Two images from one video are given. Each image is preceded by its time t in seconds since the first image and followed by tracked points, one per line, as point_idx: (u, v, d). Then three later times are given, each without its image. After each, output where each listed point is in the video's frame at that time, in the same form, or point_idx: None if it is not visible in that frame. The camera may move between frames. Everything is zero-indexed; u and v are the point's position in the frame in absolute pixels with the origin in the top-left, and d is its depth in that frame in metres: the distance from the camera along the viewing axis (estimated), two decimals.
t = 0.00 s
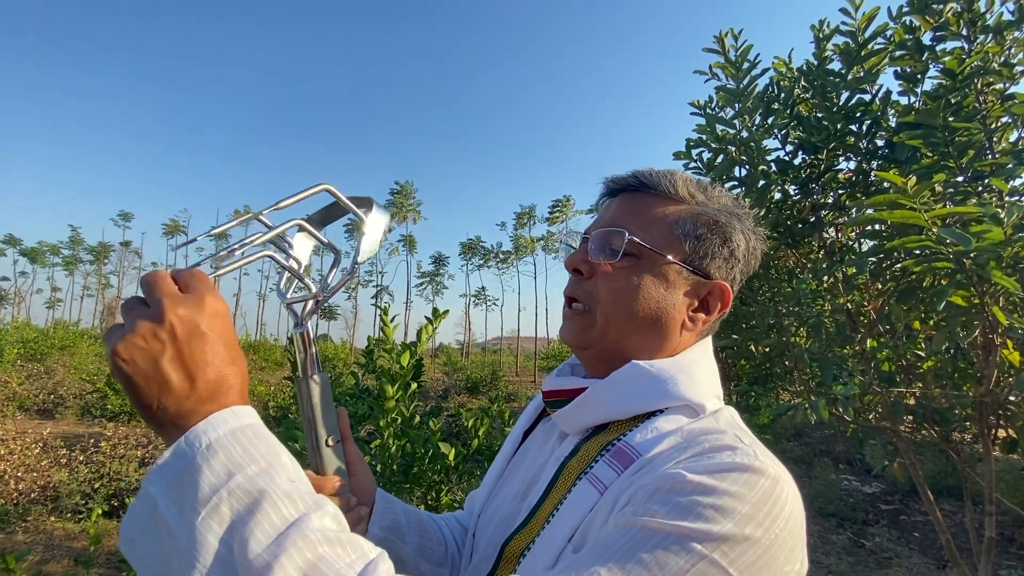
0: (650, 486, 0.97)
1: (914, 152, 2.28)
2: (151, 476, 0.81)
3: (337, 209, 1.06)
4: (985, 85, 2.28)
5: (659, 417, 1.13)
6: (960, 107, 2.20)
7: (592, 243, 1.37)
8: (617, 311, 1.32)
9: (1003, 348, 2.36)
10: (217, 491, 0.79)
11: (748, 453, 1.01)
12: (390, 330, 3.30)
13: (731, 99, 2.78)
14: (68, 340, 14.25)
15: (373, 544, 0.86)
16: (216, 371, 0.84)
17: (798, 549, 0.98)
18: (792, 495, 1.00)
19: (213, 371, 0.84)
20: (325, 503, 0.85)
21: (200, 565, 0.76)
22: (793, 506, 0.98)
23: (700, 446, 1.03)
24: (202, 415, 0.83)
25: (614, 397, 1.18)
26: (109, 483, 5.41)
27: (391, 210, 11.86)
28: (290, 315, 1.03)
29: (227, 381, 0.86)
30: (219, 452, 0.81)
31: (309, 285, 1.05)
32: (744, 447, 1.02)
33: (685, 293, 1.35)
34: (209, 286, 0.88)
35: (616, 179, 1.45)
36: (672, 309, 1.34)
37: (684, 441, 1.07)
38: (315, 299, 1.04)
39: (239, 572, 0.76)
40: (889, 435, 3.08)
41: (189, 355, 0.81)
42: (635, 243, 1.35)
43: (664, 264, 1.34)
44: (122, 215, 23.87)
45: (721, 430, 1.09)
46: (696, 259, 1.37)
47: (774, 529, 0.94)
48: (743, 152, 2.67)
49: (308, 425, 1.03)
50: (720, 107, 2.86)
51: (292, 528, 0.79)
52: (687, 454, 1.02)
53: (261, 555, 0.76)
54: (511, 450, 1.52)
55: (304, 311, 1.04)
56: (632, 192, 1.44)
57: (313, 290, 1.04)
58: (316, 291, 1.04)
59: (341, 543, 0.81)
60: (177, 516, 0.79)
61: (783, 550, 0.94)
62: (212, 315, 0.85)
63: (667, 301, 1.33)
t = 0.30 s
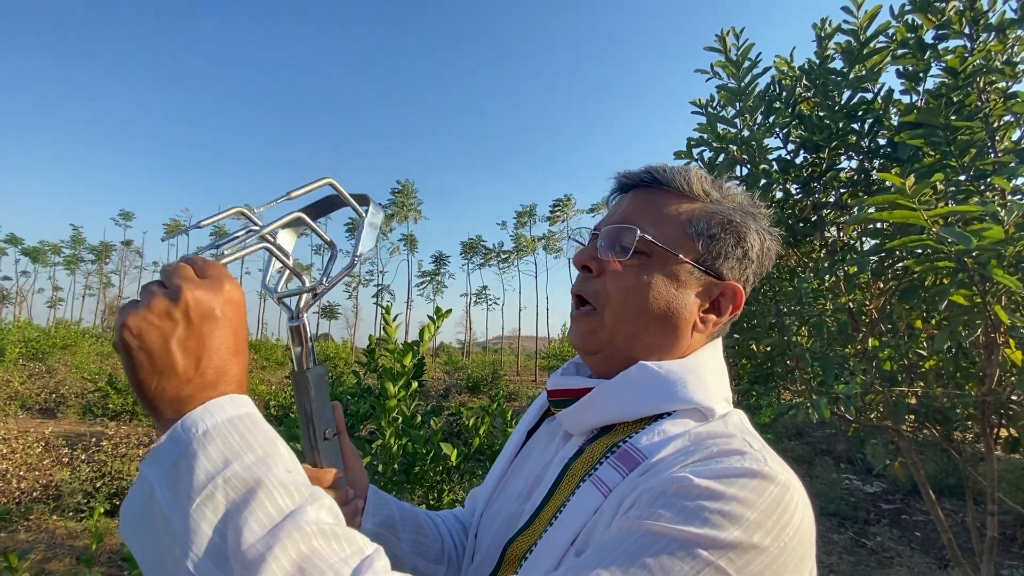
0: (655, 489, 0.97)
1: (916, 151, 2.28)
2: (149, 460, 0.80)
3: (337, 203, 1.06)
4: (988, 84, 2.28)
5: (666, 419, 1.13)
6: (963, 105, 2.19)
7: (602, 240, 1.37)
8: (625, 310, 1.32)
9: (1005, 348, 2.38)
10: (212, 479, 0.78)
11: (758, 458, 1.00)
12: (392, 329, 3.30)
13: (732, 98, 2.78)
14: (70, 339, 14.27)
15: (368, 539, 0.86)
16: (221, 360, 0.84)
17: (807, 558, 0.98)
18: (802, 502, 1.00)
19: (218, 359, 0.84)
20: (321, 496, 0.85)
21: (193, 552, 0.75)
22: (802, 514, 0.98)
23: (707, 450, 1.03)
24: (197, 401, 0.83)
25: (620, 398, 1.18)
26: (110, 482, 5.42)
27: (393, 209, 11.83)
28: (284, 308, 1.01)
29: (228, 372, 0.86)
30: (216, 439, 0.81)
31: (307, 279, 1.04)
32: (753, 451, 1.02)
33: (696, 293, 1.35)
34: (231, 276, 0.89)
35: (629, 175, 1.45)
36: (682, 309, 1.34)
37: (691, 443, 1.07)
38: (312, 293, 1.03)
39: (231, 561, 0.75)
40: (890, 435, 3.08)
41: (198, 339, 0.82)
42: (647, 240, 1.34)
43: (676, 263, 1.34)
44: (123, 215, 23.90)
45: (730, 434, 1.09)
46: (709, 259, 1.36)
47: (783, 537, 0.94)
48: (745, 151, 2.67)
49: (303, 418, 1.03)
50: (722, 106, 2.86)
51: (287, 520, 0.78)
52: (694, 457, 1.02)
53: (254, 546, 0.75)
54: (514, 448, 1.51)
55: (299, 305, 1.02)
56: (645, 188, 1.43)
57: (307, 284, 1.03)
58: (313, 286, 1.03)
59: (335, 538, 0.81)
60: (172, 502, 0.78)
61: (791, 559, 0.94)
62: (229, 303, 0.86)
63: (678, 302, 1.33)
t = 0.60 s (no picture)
0: (649, 489, 0.97)
1: (916, 149, 2.29)
2: (130, 458, 0.79)
3: (330, 200, 1.06)
4: (989, 82, 2.28)
5: (663, 417, 1.13)
6: (963, 104, 2.18)
7: (597, 236, 1.37)
8: (621, 307, 1.32)
9: (1007, 346, 2.32)
10: (195, 479, 0.78)
11: (756, 457, 1.00)
12: (393, 328, 3.30)
13: (732, 97, 2.78)
14: (72, 339, 14.28)
15: (353, 543, 0.86)
16: (213, 360, 0.85)
17: (806, 559, 0.98)
18: (801, 501, 1.00)
19: (210, 359, 0.85)
20: (306, 499, 0.85)
21: (174, 553, 0.75)
22: (801, 513, 0.98)
23: (702, 449, 1.03)
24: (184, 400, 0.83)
25: (616, 396, 1.18)
26: (112, 481, 5.43)
27: (394, 208, 11.81)
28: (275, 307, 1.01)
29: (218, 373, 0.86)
30: (199, 439, 0.80)
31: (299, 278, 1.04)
32: (751, 450, 1.02)
33: (693, 289, 1.35)
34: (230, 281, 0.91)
35: (624, 169, 1.45)
36: (679, 306, 1.34)
37: (688, 442, 1.07)
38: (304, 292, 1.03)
39: (214, 563, 0.75)
40: (891, 433, 3.08)
41: (194, 335, 0.83)
42: (642, 236, 1.35)
43: (671, 258, 1.34)
44: (125, 215, 23.92)
45: (728, 432, 1.09)
46: (706, 253, 1.36)
47: (781, 538, 0.94)
48: (746, 149, 2.66)
49: (298, 420, 1.02)
50: (722, 105, 2.86)
51: (271, 522, 0.78)
52: (691, 456, 1.02)
53: (237, 547, 0.75)
54: (512, 448, 1.52)
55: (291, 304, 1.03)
56: (640, 182, 1.43)
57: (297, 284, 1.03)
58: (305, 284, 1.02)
59: (321, 541, 0.81)
60: (154, 502, 0.77)
61: (790, 560, 0.94)
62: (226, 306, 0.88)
63: (675, 297, 1.33)
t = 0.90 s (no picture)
0: (650, 494, 0.98)
1: (917, 149, 2.29)
2: (111, 487, 0.77)
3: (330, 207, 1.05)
4: (989, 82, 2.27)
5: (664, 419, 1.14)
6: (963, 103, 2.17)
7: (592, 237, 1.38)
8: (616, 307, 1.32)
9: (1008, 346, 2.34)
10: (178, 505, 0.75)
11: (759, 460, 1.01)
12: (394, 327, 3.30)
13: (732, 97, 2.78)
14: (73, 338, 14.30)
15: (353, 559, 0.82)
16: (177, 365, 0.79)
17: (810, 562, 0.98)
18: (805, 505, 1.00)
19: (173, 367, 0.79)
20: (301, 514, 0.81)
21: None
22: (806, 516, 0.98)
23: (704, 452, 1.03)
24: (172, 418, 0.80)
25: (617, 398, 1.18)
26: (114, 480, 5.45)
27: (394, 208, 11.80)
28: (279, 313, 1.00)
29: (196, 375, 0.82)
30: (182, 461, 0.77)
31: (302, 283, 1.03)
32: (754, 453, 1.02)
33: (689, 288, 1.35)
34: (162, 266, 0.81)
35: (618, 168, 1.45)
36: (676, 306, 1.34)
37: (690, 445, 1.07)
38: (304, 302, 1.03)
39: None
40: (892, 433, 3.08)
41: (142, 351, 0.76)
42: (636, 236, 1.35)
43: (666, 257, 1.34)
44: (125, 215, 23.94)
45: (731, 434, 1.09)
46: (702, 252, 1.36)
47: (784, 543, 0.94)
48: (746, 149, 2.66)
49: (302, 423, 1.03)
50: (723, 105, 2.86)
51: (260, 545, 0.74)
52: (693, 459, 1.02)
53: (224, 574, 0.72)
54: (512, 449, 1.52)
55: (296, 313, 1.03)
56: (635, 181, 1.43)
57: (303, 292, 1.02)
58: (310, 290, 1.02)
59: (315, 561, 0.77)
60: (135, 531, 0.74)
61: (794, 565, 0.95)
62: (164, 303, 0.79)
63: (671, 297, 1.33)
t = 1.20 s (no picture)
0: (657, 501, 0.97)
1: (919, 148, 2.28)
2: (170, 477, 0.86)
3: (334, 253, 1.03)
4: (991, 79, 2.25)
5: (669, 420, 1.13)
6: (964, 101, 2.15)
7: (591, 237, 1.38)
8: (615, 307, 1.33)
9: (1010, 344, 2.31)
10: (230, 507, 0.82)
11: (769, 465, 1.00)
12: (394, 327, 3.31)
13: (732, 96, 2.77)
14: (74, 338, 14.31)
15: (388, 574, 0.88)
16: (232, 362, 0.89)
17: (821, 569, 0.98)
18: (815, 510, 1.00)
19: (228, 363, 0.89)
20: (344, 529, 0.86)
21: None
22: (816, 522, 0.99)
23: (713, 457, 1.03)
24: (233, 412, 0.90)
25: (622, 399, 1.18)
26: (115, 479, 5.45)
27: (395, 207, 11.78)
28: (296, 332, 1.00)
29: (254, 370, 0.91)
30: (238, 464, 0.85)
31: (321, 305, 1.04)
32: (763, 457, 1.02)
33: (688, 287, 1.34)
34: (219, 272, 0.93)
35: (618, 166, 1.45)
36: (674, 305, 1.33)
37: (697, 448, 1.06)
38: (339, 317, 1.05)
39: None
40: (894, 433, 3.08)
41: (200, 351, 0.88)
42: (633, 235, 1.34)
43: (665, 256, 1.33)
44: (126, 215, 23.95)
45: (739, 437, 1.08)
46: (702, 250, 1.35)
47: (796, 551, 0.94)
48: (746, 149, 2.65)
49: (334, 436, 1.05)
50: (722, 104, 2.86)
51: (302, 558, 0.80)
52: (702, 465, 1.02)
53: None
54: (515, 449, 1.52)
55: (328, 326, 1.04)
56: (634, 178, 1.43)
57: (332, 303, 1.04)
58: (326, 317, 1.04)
59: None
60: (187, 525, 0.82)
61: (805, 572, 0.95)
62: (219, 306, 0.91)
63: (669, 296, 1.33)
